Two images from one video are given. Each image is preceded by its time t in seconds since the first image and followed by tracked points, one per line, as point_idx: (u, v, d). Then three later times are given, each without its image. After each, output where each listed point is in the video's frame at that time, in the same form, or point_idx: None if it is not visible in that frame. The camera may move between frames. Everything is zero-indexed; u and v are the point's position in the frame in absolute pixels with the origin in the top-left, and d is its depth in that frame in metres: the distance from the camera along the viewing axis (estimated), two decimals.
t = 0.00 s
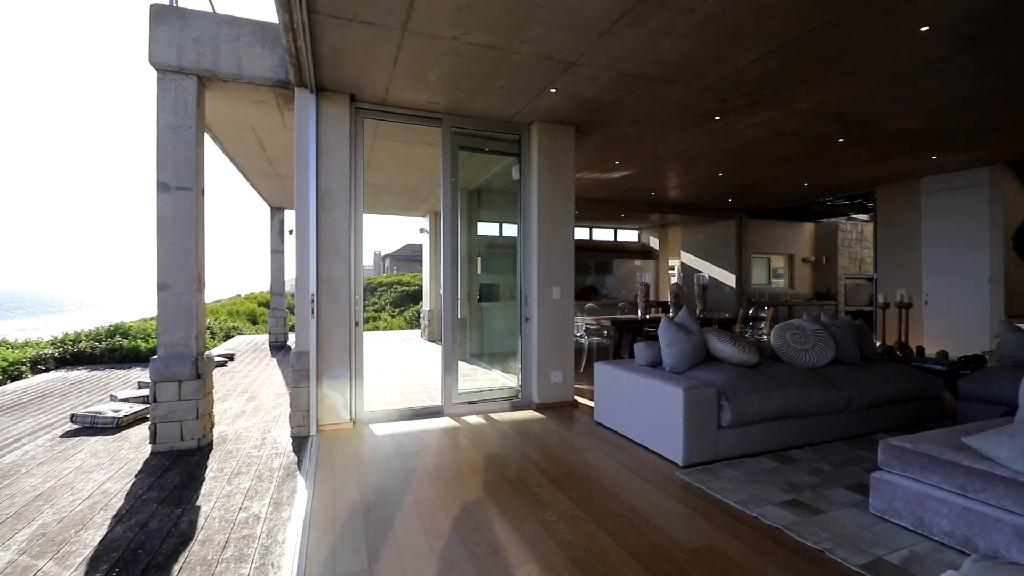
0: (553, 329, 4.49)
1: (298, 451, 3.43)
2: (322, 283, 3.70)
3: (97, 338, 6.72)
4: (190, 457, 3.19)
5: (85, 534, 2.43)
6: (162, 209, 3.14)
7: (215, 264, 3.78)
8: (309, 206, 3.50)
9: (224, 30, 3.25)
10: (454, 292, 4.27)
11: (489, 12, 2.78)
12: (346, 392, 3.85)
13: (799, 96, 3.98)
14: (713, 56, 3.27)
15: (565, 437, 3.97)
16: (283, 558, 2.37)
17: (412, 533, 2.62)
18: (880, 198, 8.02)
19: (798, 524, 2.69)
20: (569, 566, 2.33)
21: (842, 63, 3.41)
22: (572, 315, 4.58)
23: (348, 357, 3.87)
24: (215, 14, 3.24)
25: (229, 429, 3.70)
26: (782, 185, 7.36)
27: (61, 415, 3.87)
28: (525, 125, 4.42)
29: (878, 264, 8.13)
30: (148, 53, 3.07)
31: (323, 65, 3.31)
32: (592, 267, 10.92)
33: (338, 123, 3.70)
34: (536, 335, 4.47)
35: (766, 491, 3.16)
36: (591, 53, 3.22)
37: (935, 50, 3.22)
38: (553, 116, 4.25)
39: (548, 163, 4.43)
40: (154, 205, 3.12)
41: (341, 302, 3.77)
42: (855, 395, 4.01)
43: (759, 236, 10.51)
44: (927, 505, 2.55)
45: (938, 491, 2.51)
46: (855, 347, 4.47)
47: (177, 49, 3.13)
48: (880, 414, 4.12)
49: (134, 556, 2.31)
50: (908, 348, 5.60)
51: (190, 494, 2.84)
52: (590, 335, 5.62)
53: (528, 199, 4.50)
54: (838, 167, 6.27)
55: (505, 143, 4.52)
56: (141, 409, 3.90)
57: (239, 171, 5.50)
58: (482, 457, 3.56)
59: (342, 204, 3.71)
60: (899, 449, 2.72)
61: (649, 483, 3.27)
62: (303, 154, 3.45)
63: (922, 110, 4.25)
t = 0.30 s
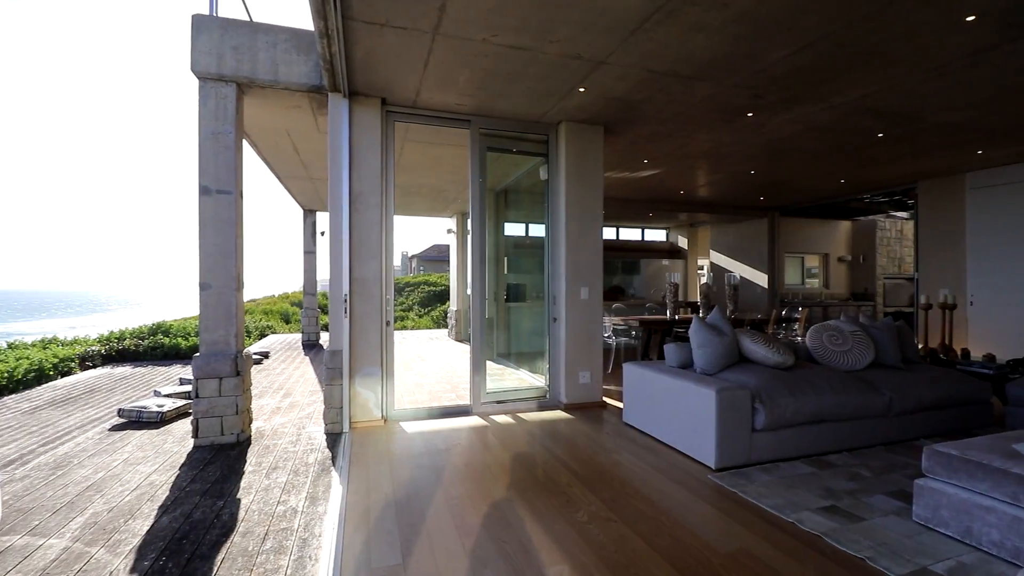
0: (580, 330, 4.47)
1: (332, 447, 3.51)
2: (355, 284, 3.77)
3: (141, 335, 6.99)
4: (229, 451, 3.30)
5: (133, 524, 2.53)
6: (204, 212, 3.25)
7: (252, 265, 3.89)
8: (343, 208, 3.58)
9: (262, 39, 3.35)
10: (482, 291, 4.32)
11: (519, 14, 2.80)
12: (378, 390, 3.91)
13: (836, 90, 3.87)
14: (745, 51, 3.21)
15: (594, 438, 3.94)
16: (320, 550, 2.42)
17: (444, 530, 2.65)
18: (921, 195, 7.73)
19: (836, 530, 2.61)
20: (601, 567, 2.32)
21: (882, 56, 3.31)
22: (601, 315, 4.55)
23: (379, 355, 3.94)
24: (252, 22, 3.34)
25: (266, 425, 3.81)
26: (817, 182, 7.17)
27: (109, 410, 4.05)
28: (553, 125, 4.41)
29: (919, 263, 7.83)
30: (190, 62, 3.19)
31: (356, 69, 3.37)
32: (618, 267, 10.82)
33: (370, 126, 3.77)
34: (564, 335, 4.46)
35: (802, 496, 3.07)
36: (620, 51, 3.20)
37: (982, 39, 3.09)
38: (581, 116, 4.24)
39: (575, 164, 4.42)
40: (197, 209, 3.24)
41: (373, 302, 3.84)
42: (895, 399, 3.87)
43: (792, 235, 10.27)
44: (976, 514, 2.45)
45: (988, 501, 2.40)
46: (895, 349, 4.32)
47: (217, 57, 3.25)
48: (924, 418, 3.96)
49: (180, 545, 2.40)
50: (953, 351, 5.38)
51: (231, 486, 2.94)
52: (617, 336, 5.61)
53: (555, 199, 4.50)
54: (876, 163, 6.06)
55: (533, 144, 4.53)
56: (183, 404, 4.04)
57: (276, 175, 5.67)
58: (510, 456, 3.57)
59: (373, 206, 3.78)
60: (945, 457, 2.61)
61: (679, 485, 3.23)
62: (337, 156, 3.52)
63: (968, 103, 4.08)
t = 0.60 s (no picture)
0: (611, 330, 4.44)
1: (367, 444, 3.58)
2: (389, 283, 3.84)
3: (184, 332, 7.24)
4: (269, 445, 3.40)
5: (181, 515, 2.63)
6: (246, 215, 3.36)
7: (290, 266, 4.00)
8: (377, 209, 3.65)
9: (300, 45, 3.44)
10: (511, 291, 4.34)
11: (551, 13, 2.79)
12: (410, 388, 3.97)
13: (879, 83, 3.73)
14: (783, 44, 3.13)
15: (624, 439, 3.91)
16: (357, 544, 2.47)
17: (477, 527, 2.67)
18: (971, 192, 7.39)
19: (881, 539, 2.51)
20: (636, 569, 2.28)
21: (930, 45, 3.17)
22: (632, 316, 4.51)
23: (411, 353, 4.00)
24: (291, 30, 3.44)
25: (302, 420, 3.92)
26: (857, 179, 6.95)
27: (155, 404, 4.23)
28: (583, 124, 4.40)
29: (967, 263, 7.50)
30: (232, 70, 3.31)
31: (391, 73, 3.42)
32: (648, 266, 10.68)
33: (402, 129, 3.83)
34: (594, 336, 4.43)
35: (844, 502, 2.97)
36: (654, 47, 3.15)
37: None
38: (612, 114, 4.21)
39: (605, 163, 4.39)
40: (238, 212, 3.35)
41: (406, 302, 3.90)
42: (944, 405, 3.69)
43: (830, 234, 10.00)
44: None
45: None
46: (943, 353, 4.14)
47: (257, 64, 3.35)
48: (974, 424, 3.77)
49: (224, 535, 2.49)
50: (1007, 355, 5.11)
51: (272, 480, 3.02)
52: (649, 338, 5.64)
53: (585, 199, 4.49)
54: (921, 158, 5.83)
55: (563, 144, 4.53)
56: (225, 399, 4.19)
57: (313, 177, 5.84)
58: (541, 456, 3.57)
59: (406, 207, 3.84)
60: (998, 464, 2.48)
61: (714, 490, 3.15)
62: (372, 159, 3.60)
63: None
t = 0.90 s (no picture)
0: (642, 331, 4.39)
1: (399, 441, 3.63)
2: (420, 283, 3.89)
3: (224, 331, 7.50)
4: (306, 441, 3.49)
5: (224, 506, 2.73)
6: (283, 217, 3.46)
7: (325, 266, 4.11)
8: (409, 210, 3.71)
9: (334, 51, 3.53)
10: (540, 291, 4.34)
11: (581, 12, 2.78)
12: (441, 387, 4.02)
13: (924, 74, 3.58)
14: (820, 36, 3.03)
15: (656, 441, 3.85)
16: (391, 539, 2.51)
17: (509, 526, 2.67)
18: None
19: (929, 549, 2.40)
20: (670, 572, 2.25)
21: (980, 33, 3.01)
22: (663, 316, 4.45)
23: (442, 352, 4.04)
24: (325, 36, 3.52)
25: (337, 417, 4.01)
26: (900, 174, 6.69)
27: (197, 399, 4.40)
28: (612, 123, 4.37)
29: (1019, 261, 7.12)
30: (270, 76, 3.41)
31: (422, 75, 3.47)
32: (679, 266, 10.47)
33: (433, 131, 3.88)
34: (624, 336, 4.40)
35: (889, 509, 2.85)
36: (685, 43, 3.11)
37: None
38: (642, 111, 4.17)
39: (635, 162, 4.35)
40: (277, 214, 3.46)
41: (437, 302, 3.95)
42: (997, 411, 3.51)
43: (870, 232, 9.67)
44: None
45: None
46: (995, 357, 3.93)
47: (294, 70, 3.45)
48: None
49: (265, 527, 2.56)
50: None
51: (309, 475, 3.10)
52: (679, 338, 5.62)
53: (615, 198, 4.45)
54: (969, 152, 5.57)
55: (592, 143, 4.50)
56: (263, 396, 4.32)
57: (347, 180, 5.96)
58: (572, 456, 3.55)
59: (437, 208, 3.89)
60: None
61: (750, 494, 3.07)
62: (405, 161, 3.66)
63: None
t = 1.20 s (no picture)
0: (672, 332, 4.33)
1: (430, 439, 3.68)
2: (450, 283, 3.93)
3: (260, 330, 7.73)
4: (339, 437, 3.57)
5: (262, 499, 2.81)
6: (318, 219, 3.54)
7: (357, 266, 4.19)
8: (439, 211, 3.75)
9: (367, 55, 3.59)
10: (568, 291, 4.32)
11: (610, 10, 2.76)
12: (470, 385, 4.05)
13: (972, 65, 3.42)
14: (860, 28, 2.93)
15: (687, 444, 3.79)
16: (423, 535, 2.54)
17: (539, 525, 2.67)
18: None
19: (980, 561, 2.28)
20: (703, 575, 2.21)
21: None
22: (694, 317, 4.38)
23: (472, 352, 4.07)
24: (358, 41, 3.59)
25: (368, 414, 4.08)
26: (945, 169, 6.41)
27: (235, 395, 4.54)
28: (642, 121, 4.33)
29: None
30: (305, 81, 3.50)
31: (452, 77, 3.50)
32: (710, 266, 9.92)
33: (463, 132, 3.91)
34: (654, 336, 4.35)
35: (935, 518, 2.73)
36: (717, 37, 3.04)
37: None
38: (673, 108, 4.11)
39: (665, 160, 4.29)
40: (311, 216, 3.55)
41: (466, 302, 3.98)
42: None
43: (912, 230, 9.30)
44: None
45: None
46: None
47: (328, 75, 3.53)
48: None
49: (301, 521, 2.63)
50: None
51: (342, 470, 3.17)
52: (711, 339, 5.53)
53: (645, 197, 4.40)
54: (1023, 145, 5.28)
55: (621, 141, 4.46)
56: (298, 392, 4.44)
57: (379, 181, 6.08)
58: (601, 457, 3.53)
59: (466, 208, 3.92)
60: None
61: (786, 500, 2.99)
62: (435, 162, 3.71)
63: None
